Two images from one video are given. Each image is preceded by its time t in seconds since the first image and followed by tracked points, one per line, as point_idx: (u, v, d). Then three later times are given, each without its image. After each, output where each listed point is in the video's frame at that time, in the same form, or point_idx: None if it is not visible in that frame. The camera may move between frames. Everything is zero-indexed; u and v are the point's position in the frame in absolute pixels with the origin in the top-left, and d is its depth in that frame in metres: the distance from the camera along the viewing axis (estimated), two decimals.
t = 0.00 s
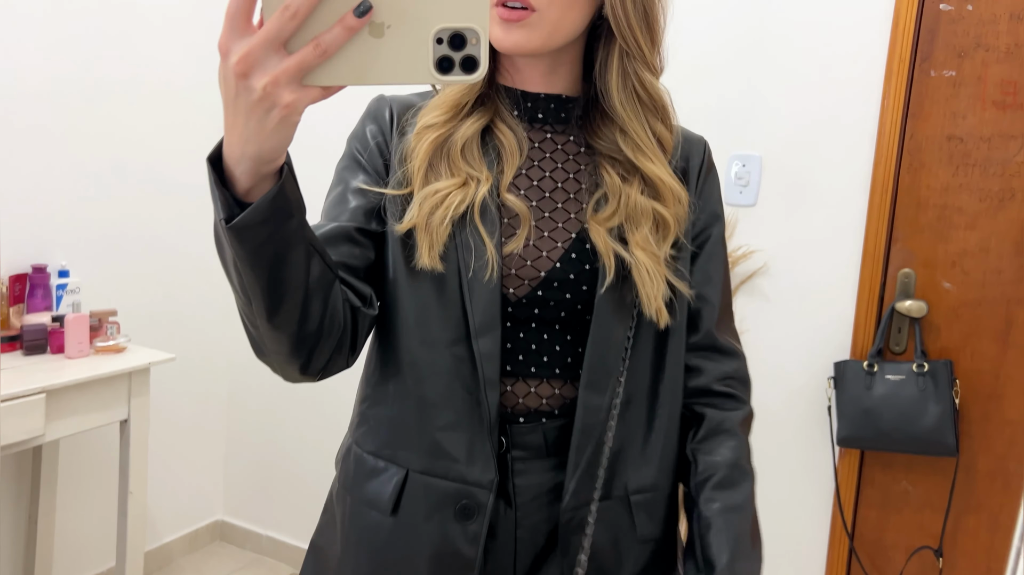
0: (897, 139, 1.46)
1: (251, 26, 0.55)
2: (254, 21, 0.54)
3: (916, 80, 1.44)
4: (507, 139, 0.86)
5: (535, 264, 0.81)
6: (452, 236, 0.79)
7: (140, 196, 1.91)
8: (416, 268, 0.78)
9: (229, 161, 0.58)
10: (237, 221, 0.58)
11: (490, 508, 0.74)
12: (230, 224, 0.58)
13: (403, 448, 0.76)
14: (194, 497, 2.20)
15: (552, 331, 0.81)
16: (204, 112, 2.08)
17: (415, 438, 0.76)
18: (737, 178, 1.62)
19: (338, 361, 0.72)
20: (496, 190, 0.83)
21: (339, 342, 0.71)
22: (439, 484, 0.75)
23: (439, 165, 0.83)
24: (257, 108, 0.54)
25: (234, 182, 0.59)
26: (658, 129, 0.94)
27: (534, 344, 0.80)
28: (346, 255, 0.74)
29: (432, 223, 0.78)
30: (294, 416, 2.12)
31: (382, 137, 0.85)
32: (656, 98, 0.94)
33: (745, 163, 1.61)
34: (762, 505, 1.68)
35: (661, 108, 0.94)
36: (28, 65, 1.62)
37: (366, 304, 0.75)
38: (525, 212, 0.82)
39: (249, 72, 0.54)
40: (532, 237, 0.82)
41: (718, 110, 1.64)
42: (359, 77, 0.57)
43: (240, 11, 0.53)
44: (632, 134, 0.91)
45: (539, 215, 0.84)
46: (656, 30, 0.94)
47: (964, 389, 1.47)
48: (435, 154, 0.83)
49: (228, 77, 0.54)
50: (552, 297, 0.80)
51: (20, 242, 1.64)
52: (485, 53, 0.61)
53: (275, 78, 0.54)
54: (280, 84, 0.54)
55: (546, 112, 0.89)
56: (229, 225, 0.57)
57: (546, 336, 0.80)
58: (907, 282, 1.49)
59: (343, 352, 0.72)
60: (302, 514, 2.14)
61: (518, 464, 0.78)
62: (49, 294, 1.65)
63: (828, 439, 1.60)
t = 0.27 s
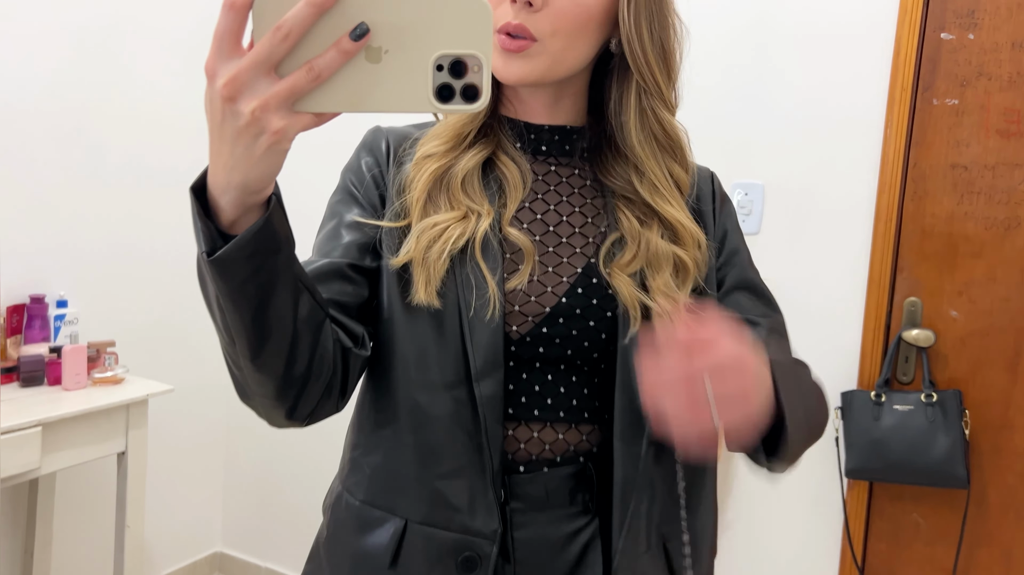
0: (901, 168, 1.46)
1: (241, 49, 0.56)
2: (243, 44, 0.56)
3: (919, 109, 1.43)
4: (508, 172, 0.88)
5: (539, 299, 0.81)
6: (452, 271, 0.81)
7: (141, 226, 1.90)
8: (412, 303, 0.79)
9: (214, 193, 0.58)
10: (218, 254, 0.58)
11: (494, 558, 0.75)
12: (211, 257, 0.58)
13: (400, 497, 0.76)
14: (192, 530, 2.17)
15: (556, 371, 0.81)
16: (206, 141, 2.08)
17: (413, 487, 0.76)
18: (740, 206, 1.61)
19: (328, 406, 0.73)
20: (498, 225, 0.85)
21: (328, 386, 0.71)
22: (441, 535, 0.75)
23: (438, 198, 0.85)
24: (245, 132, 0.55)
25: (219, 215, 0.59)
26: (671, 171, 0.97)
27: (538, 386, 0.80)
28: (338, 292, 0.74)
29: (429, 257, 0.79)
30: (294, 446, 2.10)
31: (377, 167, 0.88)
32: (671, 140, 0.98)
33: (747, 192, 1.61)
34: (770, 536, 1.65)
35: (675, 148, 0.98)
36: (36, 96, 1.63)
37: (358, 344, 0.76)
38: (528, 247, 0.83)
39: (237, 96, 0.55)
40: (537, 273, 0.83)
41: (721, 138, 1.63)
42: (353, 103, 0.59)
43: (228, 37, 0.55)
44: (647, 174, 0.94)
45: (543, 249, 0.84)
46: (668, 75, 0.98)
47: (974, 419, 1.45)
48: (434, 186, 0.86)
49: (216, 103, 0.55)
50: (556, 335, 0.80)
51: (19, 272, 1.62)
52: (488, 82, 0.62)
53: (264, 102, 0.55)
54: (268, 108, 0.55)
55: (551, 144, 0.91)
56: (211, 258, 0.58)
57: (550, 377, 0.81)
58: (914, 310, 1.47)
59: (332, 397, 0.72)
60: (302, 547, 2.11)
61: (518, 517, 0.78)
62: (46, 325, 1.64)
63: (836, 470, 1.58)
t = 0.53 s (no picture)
0: (911, 203, 1.45)
1: (234, 81, 0.57)
2: (237, 75, 0.57)
3: (927, 143, 1.43)
4: (519, 215, 0.89)
5: (549, 344, 0.82)
6: (460, 320, 0.81)
7: (149, 261, 1.91)
8: (417, 349, 0.80)
9: (208, 229, 0.58)
10: (207, 292, 0.58)
11: None
12: (200, 296, 0.58)
13: (404, 555, 0.76)
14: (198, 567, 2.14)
15: (567, 422, 0.81)
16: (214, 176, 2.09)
17: (418, 543, 0.76)
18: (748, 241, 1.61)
19: (327, 458, 0.73)
20: (507, 267, 0.86)
21: (326, 437, 0.71)
22: None
23: (446, 239, 0.87)
24: (238, 164, 0.55)
25: (212, 253, 0.59)
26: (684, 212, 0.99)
27: (547, 437, 0.81)
28: (339, 336, 0.76)
29: (436, 301, 0.80)
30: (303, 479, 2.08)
31: (383, 210, 0.90)
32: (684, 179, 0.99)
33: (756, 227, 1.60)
34: None
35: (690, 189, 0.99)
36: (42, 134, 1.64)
37: (359, 392, 0.76)
38: (538, 289, 0.84)
39: (230, 126, 0.55)
40: (547, 316, 0.84)
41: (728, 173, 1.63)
42: (352, 135, 0.60)
43: (222, 67, 0.56)
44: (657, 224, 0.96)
45: (554, 292, 0.86)
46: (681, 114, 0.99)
47: (991, 456, 1.42)
48: (441, 229, 0.87)
49: (209, 135, 0.55)
50: (567, 381, 0.81)
51: (25, 308, 1.63)
52: (489, 110, 0.64)
53: (258, 132, 0.55)
54: (262, 138, 0.55)
55: (561, 187, 0.92)
56: (199, 296, 0.57)
57: (561, 428, 0.81)
58: (927, 345, 1.45)
59: (331, 448, 0.72)
60: None
61: None
62: (52, 359, 1.63)
63: (851, 507, 1.55)
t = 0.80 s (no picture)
0: (919, 229, 1.44)
1: (238, 103, 0.57)
2: (240, 98, 0.57)
3: (935, 170, 1.43)
4: (532, 247, 0.90)
5: (563, 379, 0.82)
6: (472, 352, 0.81)
7: (155, 287, 1.91)
8: (428, 383, 0.79)
9: (210, 253, 0.58)
10: (205, 313, 0.57)
11: None
12: (197, 317, 0.57)
13: None
14: None
15: (582, 459, 0.82)
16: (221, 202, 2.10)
17: None
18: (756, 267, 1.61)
19: (331, 491, 0.72)
20: (521, 300, 0.87)
21: (329, 468, 0.70)
22: None
23: (459, 272, 0.87)
24: (240, 187, 0.55)
25: (214, 276, 0.59)
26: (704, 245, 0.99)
27: (561, 475, 0.80)
28: (346, 367, 0.76)
29: (449, 334, 0.80)
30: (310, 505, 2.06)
31: (396, 242, 0.90)
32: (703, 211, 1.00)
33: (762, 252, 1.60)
34: None
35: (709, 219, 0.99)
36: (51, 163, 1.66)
37: (367, 423, 0.76)
38: (553, 323, 0.84)
39: (231, 149, 0.55)
40: (561, 351, 0.84)
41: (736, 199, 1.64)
42: (353, 159, 0.60)
43: (226, 90, 0.56)
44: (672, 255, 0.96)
45: (567, 326, 0.86)
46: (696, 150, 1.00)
47: (1005, 485, 1.40)
48: (455, 261, 0.87)
49: (211, 157, 0.55)
50: (581, 417, 0.81)
51: (31, 335, 1.63)
52: (493, 135, 0.64)
53: (259, 154, 0.55)
54: (264, 161, 0.55)
55: (574, 223, 0.93)
56: (197, 318, 0.57)
57: (575, 466, 0.81)
58: (937, 372, 1.44)
59: (335, 480, 0.71)
60: None
61: None
62: (58, 386, 1.64)
63: (863, 535, 1.53)
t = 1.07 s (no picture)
0: (918, 247, 1.45)
1: (245, 118, 0.57)
2: (248, 113, 0.57)
3: (934, 188, 1.43)
4: (535, 268, 0.90)
5: (564, 400, 0.83)
6: (475, 371, 0.82)
7: (156, 306, 1.91)
8: (431, 403, 0.80)
9: (213, 265, 0.58)
10: (207, 324, 0.58)
11: None
12: (199, 327, 0.58)
13: None
14: None
15: (582, 481, 0.82)
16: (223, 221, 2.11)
17: None
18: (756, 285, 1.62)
19: (332, 508, 0.71)
20: (524, 319, 0.87)
21: (330, 485, 0.69)
22: None
23: (464, 292, 0.87)
24: (245, 200, 0.56)
25: (216, 289, 0.60)
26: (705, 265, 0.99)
27: (560, 497, 0.81)
28: (349, 385, 0.76)
29: (452, 353, 0.80)
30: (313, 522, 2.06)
31: (402, 262, 0.91)
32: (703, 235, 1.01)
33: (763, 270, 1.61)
34: None
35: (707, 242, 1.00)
36: (53, 183, 1.67)
37: (369, 441, 0.76)
38: (555, 342, 0.85)
39: (238, 161, 0.55)
40: (562, 371, 0.85)
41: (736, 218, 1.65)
42: (357, 175, 0.61)
43: (234, 105, 0.56)
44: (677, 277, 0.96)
45: (569, 346, 0.87)
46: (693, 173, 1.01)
47: (1008, 504, 1.39)
48: (459, 281, 0.88)
49: (217, 169, 0.55)
50: (582, 438, 0.81)
51: (32, 354, 1.63)
52: (494, 157, 0.65)
53: (265, 167, 0.55)
54: (270, 174, 0.56)
55: (576, 246, 0.93)
56: (199, 327, 0.57)
57: (575, 488, 0.81)
58: (938, 391, 1.44)
59: (336, 498, 0.71)
60: None
61: None
62: (59, 407, 1.64)
63: (867, 554, 1.52)
